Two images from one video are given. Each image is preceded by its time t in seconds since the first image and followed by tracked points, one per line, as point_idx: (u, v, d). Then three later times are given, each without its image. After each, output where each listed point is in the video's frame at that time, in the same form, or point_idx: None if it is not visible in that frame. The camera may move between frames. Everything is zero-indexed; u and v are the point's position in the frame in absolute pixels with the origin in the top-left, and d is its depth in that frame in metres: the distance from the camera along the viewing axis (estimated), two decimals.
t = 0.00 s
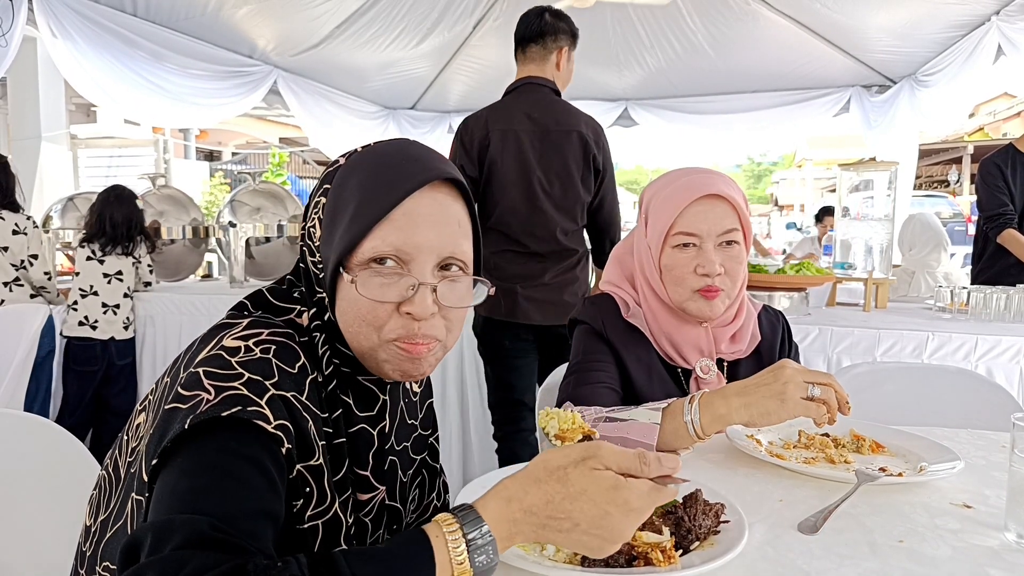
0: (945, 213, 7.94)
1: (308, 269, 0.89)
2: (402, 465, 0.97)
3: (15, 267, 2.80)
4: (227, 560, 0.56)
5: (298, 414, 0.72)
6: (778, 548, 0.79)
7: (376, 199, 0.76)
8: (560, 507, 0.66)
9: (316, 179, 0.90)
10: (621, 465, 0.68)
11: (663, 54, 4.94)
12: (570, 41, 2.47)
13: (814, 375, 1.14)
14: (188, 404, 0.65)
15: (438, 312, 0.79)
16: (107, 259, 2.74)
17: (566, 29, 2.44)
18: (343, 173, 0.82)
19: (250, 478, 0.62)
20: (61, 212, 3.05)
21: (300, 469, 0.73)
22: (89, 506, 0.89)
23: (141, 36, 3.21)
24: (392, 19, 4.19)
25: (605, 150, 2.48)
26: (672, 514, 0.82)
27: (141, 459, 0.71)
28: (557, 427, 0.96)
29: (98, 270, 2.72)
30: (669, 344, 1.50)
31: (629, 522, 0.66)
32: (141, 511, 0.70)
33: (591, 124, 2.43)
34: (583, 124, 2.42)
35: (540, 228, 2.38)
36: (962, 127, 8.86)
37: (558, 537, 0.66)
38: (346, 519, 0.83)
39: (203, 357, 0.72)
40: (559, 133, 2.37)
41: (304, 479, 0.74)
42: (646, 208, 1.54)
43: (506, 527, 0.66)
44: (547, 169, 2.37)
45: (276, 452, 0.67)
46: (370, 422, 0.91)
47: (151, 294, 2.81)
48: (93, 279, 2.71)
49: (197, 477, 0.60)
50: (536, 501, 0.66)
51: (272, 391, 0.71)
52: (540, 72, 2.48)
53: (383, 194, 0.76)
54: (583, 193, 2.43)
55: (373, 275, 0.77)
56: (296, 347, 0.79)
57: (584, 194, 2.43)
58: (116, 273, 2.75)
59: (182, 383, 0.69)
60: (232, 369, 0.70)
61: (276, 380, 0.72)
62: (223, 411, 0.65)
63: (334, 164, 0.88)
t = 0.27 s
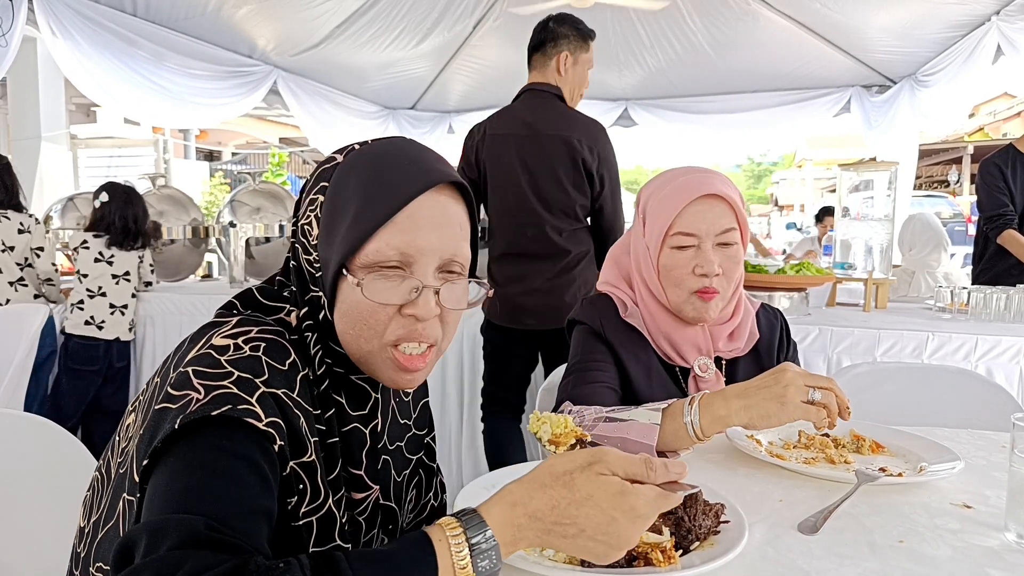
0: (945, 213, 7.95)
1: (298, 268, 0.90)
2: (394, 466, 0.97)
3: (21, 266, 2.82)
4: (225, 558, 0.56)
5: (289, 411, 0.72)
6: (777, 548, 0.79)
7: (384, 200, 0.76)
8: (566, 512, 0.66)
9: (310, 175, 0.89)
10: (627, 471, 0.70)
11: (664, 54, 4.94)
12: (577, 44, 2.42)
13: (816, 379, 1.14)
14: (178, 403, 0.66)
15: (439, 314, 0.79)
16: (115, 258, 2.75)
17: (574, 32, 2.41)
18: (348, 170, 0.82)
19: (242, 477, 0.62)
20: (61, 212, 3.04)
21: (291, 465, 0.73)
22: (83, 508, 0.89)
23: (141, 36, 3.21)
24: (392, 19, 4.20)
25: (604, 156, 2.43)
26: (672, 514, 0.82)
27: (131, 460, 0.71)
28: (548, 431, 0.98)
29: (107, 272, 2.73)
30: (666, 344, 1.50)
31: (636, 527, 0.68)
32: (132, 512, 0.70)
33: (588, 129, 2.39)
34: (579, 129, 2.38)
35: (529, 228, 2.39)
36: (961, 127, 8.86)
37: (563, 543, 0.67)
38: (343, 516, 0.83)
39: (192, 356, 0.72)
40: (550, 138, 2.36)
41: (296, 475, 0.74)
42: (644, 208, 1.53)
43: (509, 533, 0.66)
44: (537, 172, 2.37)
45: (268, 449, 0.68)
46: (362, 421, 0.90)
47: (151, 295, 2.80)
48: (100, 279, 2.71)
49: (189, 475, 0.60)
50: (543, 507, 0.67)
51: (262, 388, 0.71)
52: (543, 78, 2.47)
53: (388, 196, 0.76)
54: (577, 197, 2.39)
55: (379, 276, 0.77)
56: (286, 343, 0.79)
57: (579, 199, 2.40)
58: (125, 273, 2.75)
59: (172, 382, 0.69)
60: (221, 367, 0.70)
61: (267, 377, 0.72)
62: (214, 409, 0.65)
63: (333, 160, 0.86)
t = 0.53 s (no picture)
0: (945, 213, 7.95)
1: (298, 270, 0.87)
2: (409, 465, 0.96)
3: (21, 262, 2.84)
4: (224, 559, 0.56)
5: (283, 407, 0.72)
6: (778, 548, 0.79)
7: (435, 197, 0.80)
8: (564, 502, 0.67)
9: (314, 170, 0.85)
10: (620, 447, 0.70)
11: (664, 54, 4.93)
12: (552, 45, 2.44)
13: (816, 379, 1.13)
14: (175, 403, 0.66)
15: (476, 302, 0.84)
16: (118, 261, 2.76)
17: (549, 33, 2.43)
18: (379, 169, 0.83)
19: (241, 474, 0.62)
20: (61, 212, 3.05)
21: (290, 463, 0.73)
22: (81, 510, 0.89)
23: (141, 36, 3.21)
24: (392, 19, 4.20)
25: (574, 156, 2.39)
26: (672, 514, 0.82)
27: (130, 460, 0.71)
28: (567, 397, 0.93)
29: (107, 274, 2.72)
30: (666, 345, 1.50)
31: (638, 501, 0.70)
32: (132, 512, 0.70)
33: (559, 130, 2.38)
34: (548, 130, 2.38)
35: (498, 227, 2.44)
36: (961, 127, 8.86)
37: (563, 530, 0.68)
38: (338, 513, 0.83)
39: (188, 356, 0.72)
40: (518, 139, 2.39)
41: (294, 473, 0.74)
42: (642, 207, 1.54)
43: (508, 526, 0.66)
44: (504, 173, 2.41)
45: (265, 448, 0.67)
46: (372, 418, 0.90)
47: (150, 295, 2.79)
48: (103, 285, 2.71)
49: (187, 476, 0.60)
50: (542, 498, 0.67)
51: (259, 387, 0.70)
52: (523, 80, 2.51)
53: (438, 192, 0.80)
54: (545, 197, 2.40)
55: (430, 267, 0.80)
56: (282, 342, 0.79)
57: (547, 200, 2.40)
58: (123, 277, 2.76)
59: (169, 382, 0.69)
60: (219, 367, 0.70)
61: (263, 375, 0.72)
62: (211, 409, 0.65)
63: (353, 157, 0.84)
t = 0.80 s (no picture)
0: (945, 214, 7.95)
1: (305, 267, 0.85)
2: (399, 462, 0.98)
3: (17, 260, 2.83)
4: (224, 558, 0.56)
5: (284, 407, 0.72)
6: (778, 548, 0.79)
7: (467, 219, 0.82)
8: (560, 486, 0.65)
9: (344, 169, 0.84)
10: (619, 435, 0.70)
11: (663, 54, 4.94)
12: (514, 43, 2.47)
13: (817, 381, 1.13)
14: (176, 403, 0.66)
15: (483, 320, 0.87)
16: (110, 261, 2.78)
17: (509, 32, 2.46)
18: (418, 179, 0.83)
19: (240, 473, 0.62)
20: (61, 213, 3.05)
21: (290, 461, 0.74)
22: (79, 510, 0.89)
23: (141, 36, 3.21)
24: (392, 19, 4.20)
25: (529, 156, 2.36)
26: (671, 514, 0.82)
27: (130, 458, 0.71)
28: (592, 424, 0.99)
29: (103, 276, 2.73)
30: (666, 345, 1.50)
31: (645, 485, 0.66)
32: (133, 510, 0.70)
33: (515, 128, 2.36)
34: (503, 129, 2.37)
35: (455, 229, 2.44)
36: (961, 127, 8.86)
37: (566, 523, 0.65)
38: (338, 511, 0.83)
39: (188, 356, 0.72)
40: (473, 139, 2.39)
41: (294, 472, 0.74)
42: (642, 208, 1.54)
43: (507, 519, 0.66)
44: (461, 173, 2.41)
45: (266, 446, 0.67)
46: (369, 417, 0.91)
47: (150, 295, 2.78)
48: (100, 287, 2.72)
49: (186, 475, 0.60)
50: (537, 484, 0.66)
51: (259, 385, 0.70)
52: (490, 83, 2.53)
53: (470, 216, 0.82)
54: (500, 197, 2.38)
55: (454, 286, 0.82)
56: (282, 341, 0.79)
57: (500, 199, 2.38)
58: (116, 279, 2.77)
59: (169, 381, 0.69)
60: (219, 366, 0.70)
61: (263, 374, 0.72)
62: (211, 408, 0.65)
63: (390, 163, 0.84)
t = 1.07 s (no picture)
0: (945, 213, 7.94)
1: (310, 264, 0.85)
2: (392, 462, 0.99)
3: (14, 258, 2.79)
4: (226, 554, 0.56)
5: (285, 406, 0.72)
6: (778, 548, 0.79)
7: (463, 219, 0.82)
8: (571, 497, 0.67)
9: (344, 168, 0.85)
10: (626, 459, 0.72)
11: (663, 54, 4.94)
12: (503, 39, 2.48)
13: (819, 384, 1.13)
14: (176, 402, 0.66)
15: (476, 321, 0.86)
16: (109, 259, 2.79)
17: (497, 29, 2.46)
18: (417, 180, 0.83)
19: (241, 469, 0.62)
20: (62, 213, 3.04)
21: (290, 460, 0.74)
22: (77, 511, 0.89)
23: (141, 36, 3.21)
24: (392, 19, 4.20)
25: (506, 149, 2.32)
26: (671, 514, 0.82)
27: (130, 457, 0.71)
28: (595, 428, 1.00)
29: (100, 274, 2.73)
30: (670, 346, 1.50)
31: (653, 501, 0.69)
32: (134, 510, 0.70)
33: (495, 122, 2.35)
34: (484, 122, 2.36)
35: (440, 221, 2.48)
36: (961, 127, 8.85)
37: (577, 536, 0.66)
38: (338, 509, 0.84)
39: (188, 356, 0.72)
40: (459, 133, 2.41)
41: (294, 470, 0.75)
42: (648, 208, 1.53)
43: (515, 528, 0.66)
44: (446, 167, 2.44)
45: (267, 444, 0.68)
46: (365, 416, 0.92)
47: (151, 295, 2.78)
48: (98, 287, 2.71)
49: (188, 472, 0.60)
50: (547, 495, 0.67)
51: (259, 383, 0.71)
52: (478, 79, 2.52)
53: (465, 215, 0.82)
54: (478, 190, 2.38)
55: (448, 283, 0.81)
56: (281, 340, 0.79)
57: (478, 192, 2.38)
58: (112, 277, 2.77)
59: (169, 381, 0.69)
60: (219, 365, 0.70)
61: (263, 373, 0.72)
62: (212, 406, 0.65)
63: (388, 163, 0.84)
